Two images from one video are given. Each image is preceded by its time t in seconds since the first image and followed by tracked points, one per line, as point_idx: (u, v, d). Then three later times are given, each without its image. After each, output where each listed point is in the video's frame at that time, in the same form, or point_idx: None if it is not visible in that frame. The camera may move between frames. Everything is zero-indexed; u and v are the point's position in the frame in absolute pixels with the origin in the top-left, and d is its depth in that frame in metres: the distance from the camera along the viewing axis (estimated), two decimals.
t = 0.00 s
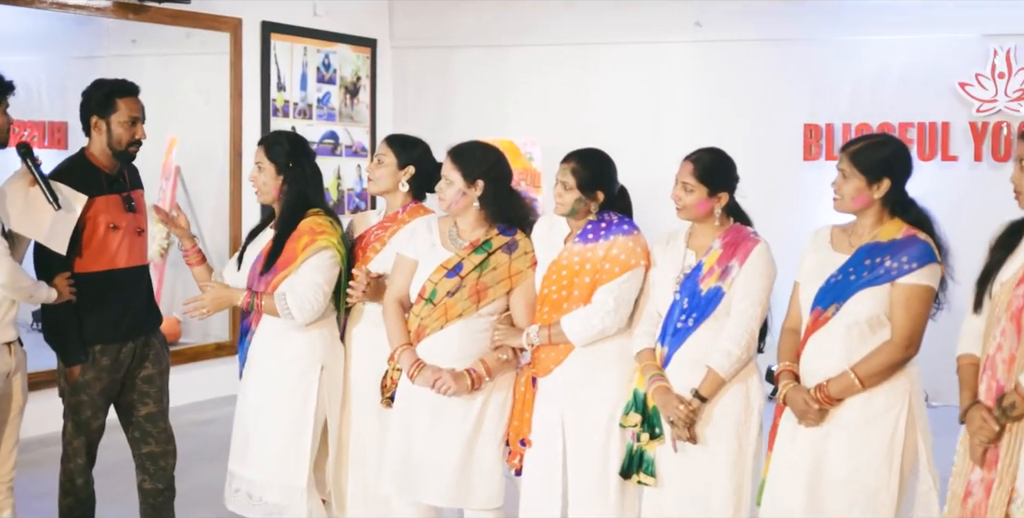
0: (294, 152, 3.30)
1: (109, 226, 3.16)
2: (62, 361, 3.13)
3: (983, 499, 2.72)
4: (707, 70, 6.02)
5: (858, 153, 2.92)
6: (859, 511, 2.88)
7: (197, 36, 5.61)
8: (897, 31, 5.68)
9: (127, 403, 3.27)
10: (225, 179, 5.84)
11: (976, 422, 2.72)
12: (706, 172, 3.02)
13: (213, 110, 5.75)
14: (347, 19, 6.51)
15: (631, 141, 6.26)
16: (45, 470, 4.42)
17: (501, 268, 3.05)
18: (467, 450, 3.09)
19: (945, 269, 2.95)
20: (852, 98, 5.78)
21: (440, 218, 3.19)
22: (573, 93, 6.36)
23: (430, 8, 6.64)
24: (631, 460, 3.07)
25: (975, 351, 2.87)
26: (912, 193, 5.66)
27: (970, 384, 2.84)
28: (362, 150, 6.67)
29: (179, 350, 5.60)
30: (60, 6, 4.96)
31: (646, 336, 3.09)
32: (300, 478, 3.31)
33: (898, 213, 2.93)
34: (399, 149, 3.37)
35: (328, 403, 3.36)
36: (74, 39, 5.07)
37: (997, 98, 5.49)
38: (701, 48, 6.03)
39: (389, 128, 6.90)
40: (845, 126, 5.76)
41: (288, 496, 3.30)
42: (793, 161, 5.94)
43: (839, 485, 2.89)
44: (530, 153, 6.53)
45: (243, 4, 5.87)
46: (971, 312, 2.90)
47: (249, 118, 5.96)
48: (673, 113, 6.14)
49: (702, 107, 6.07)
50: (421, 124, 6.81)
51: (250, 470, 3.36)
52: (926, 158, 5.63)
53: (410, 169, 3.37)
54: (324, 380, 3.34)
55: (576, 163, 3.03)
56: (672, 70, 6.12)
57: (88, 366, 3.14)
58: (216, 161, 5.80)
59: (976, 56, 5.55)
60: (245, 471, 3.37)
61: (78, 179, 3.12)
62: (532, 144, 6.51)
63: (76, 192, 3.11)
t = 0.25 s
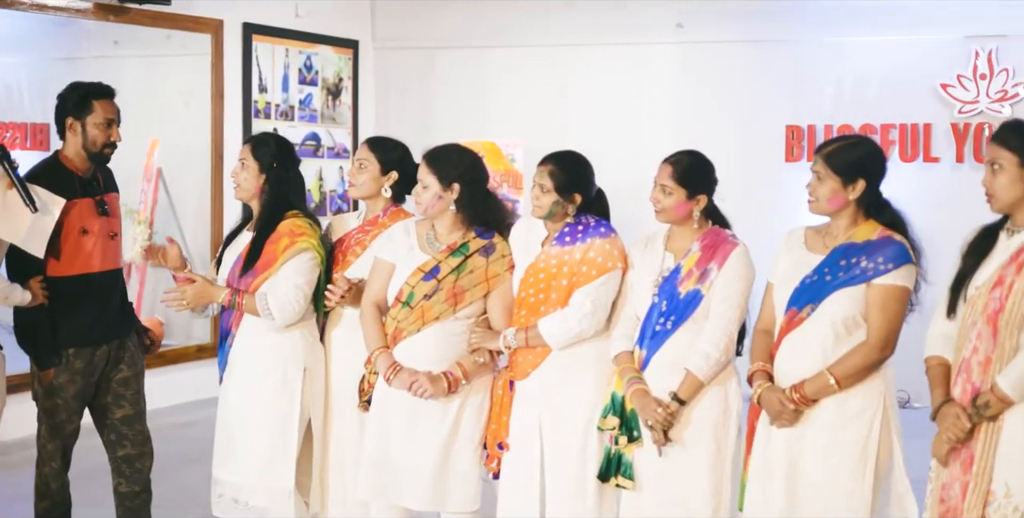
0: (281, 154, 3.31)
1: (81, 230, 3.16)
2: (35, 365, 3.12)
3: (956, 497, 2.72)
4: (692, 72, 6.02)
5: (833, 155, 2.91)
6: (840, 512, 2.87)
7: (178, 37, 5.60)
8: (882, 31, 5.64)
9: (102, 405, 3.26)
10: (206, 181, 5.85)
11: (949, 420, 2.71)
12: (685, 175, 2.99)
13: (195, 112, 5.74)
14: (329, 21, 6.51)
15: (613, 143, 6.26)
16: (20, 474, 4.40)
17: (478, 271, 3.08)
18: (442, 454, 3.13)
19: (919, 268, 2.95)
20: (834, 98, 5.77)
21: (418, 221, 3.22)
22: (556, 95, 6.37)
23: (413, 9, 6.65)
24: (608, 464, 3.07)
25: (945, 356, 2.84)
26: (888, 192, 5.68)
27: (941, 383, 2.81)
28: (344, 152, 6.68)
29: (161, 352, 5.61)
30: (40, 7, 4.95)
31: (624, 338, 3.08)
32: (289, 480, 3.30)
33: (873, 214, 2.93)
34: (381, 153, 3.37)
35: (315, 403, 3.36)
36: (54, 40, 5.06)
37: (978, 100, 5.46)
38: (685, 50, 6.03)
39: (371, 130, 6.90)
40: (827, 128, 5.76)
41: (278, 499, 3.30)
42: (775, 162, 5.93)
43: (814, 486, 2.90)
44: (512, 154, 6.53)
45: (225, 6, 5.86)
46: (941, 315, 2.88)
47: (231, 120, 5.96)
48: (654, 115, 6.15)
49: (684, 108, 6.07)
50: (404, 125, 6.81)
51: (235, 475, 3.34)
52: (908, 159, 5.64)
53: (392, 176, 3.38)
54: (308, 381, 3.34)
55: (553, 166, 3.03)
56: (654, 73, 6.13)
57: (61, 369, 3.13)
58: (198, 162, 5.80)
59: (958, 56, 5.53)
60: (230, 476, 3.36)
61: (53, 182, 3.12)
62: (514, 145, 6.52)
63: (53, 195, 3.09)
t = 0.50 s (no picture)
0: (271, 153, 3.30)
1: (58, 229, 3.15)
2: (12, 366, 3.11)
3: (948, 501, 2.59)
4: (684, 71, 6.02)
5: (813, 154, 2.91)
6: (824, 513, 2.86)
7: (163, 37, 5.60)
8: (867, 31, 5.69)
9: (80, 405, 3.25)
10: (192, 181, 5.84)
11: (940, 424, 2.58)
12: (667, 174, 3.00)
13: (180, 112, 5.74)
14: (314, 20, 6.50)
15: (598, 143, 6.26)
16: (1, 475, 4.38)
17: (460, 271, 3.09)
18: (424, 454, 3.13)
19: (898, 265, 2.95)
20: (819, 98, 5.79)
21: (401, 222, 3.23)
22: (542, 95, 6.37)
23: (399, 10, 6.65)
24: (591, 464, 3.06)
25: (934, 358, 2.70)
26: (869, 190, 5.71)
27: (930, 388, 2.68)
28: (329, 152, 6.70)
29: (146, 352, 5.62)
30: (24, 7, 4.93)
31: (607, 337, 3.08)
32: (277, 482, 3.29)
33: (854, 213, 2.92)
34: (365, 154, 3.36)
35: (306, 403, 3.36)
36: (39, 40, 5.04)
37: (963, 100, 5.51)
38: (671, 49, 6.04)
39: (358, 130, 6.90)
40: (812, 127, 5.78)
41: (264, 500, 3.29)
42: (760, 162, 5.95)
43: (793, 487, 2.88)
44: (498, 155, 6.54)
45: (211, 6, 5.85)
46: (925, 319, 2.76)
47: (216, 120, 5.95)
48: (640, 115, 6.16)
49: (670, 107, 6.09)
50: (391, 125, 6.80)
51: (221, 477, 3.32)
52: (893, 159, 5.67)
53: (377, 177, 3.38)
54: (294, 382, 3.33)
55: (536, 165, 3.03)
56: (640, 73, 6.14)
57: (39, 369, 3.13)
58: (184, 162, 5.80)
59: (943, 56, 5.57)
60: (215, 477, 3.33)
61: (30, 182, 3.11)
62: (501, 145, 6.53)
63: (33, 197, 3.09)
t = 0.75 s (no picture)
0: (258, 153, 3.26)
1: (32, 229, 3.14)
2: None
3: (938, 504, 2.51)
4: (669, 70, 6.04)
5: (795, 153, 2.85)
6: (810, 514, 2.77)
7: (147, 36, 5.58)
8: (851, 31, 5.73)
9: (58, 405, 3.24)
10: (176, 182, 5.81)
11: (927, 427, 2.50)
12: (649, 174, 2.99)
13: (163, 112, 5.73)
14: (299, 20, 6.48)
15: (583, 142, 6.28)
16: None
17: (443, 270, 3.09)
18: (409, 454, 3.13)
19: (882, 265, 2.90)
20: (804, 96, 5.83)
21: (382, 221, 3.22)
22: (527, 94, 6.37)
23: (384, 9, 6.63)
24: (574, 463, 3.06)
25: (922, 359, 2.62)
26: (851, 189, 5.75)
27: (917, 391, 2.59)
28: (315, 152, 6.65)
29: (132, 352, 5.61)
30: (7, 6, 4.91)
31: (588, 338, 3.07)
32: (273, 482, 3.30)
33: (837, 213, 2.87)
34: (348, 154, 3.35)
35: (298, 403, 3.35)
36: (22, 39, 5.02)
37: (948, 99, 5.57)
38: (656, 48, 6.07)
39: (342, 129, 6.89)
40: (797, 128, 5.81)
41: (261, 500, 3.29)
42: (746, 161, 5.97)
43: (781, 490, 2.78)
44: (483, 154, 6.52)
45: (195, 5, 5.84)
46: (912, 319, 2.67)
47: (201, 120, 5.93)
48: (625, 115, 6.17)
49: (656, 106, 6.10)
50: (376, 125, 6.79)
51: (216, 479, 3.30)
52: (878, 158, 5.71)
53: (361, 177, 3.38)
54: (285, 382, 3.32)
55: (518, 164, 3.02)
56: (624, 73, 6.15)
57: (13, 368, 3.12)
58: (168, 161, 5.80)
59: (927, 56, 5.63)
60: (209, 480, 3.31)
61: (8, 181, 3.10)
62: (486, 145, 6.50)
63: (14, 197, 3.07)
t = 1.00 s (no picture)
0: (247, 153, 3.27)
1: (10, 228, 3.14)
2: None
3: (917, 502, 2.51)
4: (654, 70, 6.07)
5: (780, 154, 2.81)
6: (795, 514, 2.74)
7: (130, 36, 5.56)
8: (835, 32, 5.77)
9: (43, 409, 3.24)
10: (159, 182, 5.81)
11: (905, 427, 2.50)
12: (631, 173, 2.99)
13: (146, 112, 5.71)
14: (283, 20, 6.47)
15: (568, 142, 6.29)
16: None
17: (425, 270, 3.10)
18: (391, 455, 3.12)
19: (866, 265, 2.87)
20: (789, 96, 5.85)
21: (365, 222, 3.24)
22: (512, 94, 6.37)
23: (368, 9, 6.63)
24: (557, 463, 3.04)
25: (908, 357, 2.61)
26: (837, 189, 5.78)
27: (901, 388, 2.59)
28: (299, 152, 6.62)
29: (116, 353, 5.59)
30: None
31: (572, 337, 3.07)
32: (260, 482, 3.30)
33: (821, 214, 2.84)
34: (334, 153, 3.35)
35: (283, 404, 3.34)
36: (4, 39, 5.00)
37: (932, 100, 5.62)
38: (641, 48, 6.08)
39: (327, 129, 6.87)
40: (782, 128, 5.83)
41: (248, 501, 3.28)
42: (730, 161, 5.99)
43: (766, 489, 2.76)
44: (468, 154, 6.52)
45: (179, 5, 5.83)
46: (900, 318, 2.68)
47: (183, 120, 5.92)
48: (611, 115, 6.18)
49: (641, 107, 6.12)
50: (360, 125, 6.78)
51: (205, 481, 3.28)
52: (862, 158, 5.75)
53: (348, 175, 3.38)
54: (273, 384, 3.31)
55: (499, 164, 3.04)
56: (608, 73, 6.16)
57: None
58: (151, 161, 5.78)
59: (911, 56, 5.66)
60: (197, 482, 3.29)
61: None
62: (470, 145, 6.50)
63: None
